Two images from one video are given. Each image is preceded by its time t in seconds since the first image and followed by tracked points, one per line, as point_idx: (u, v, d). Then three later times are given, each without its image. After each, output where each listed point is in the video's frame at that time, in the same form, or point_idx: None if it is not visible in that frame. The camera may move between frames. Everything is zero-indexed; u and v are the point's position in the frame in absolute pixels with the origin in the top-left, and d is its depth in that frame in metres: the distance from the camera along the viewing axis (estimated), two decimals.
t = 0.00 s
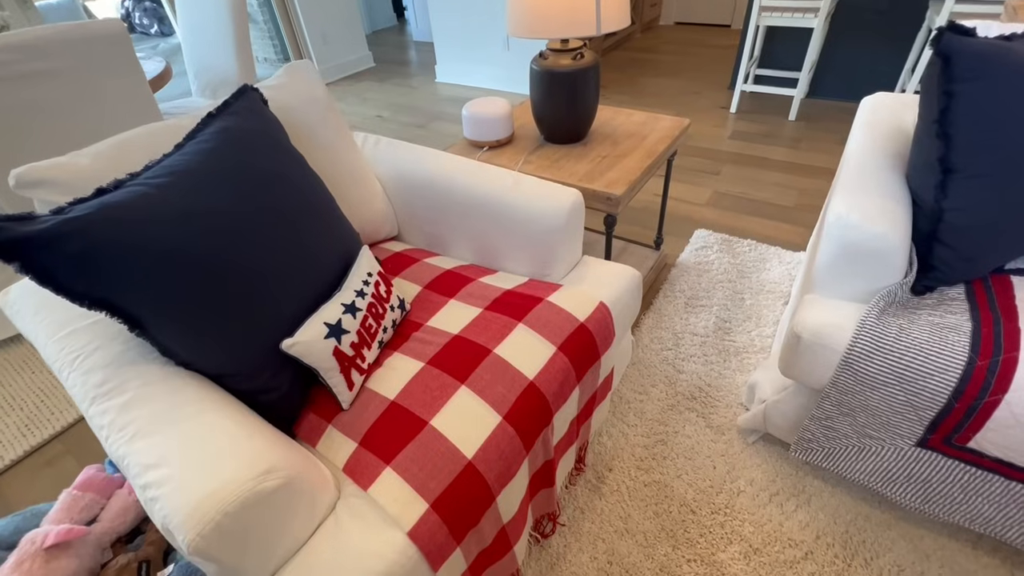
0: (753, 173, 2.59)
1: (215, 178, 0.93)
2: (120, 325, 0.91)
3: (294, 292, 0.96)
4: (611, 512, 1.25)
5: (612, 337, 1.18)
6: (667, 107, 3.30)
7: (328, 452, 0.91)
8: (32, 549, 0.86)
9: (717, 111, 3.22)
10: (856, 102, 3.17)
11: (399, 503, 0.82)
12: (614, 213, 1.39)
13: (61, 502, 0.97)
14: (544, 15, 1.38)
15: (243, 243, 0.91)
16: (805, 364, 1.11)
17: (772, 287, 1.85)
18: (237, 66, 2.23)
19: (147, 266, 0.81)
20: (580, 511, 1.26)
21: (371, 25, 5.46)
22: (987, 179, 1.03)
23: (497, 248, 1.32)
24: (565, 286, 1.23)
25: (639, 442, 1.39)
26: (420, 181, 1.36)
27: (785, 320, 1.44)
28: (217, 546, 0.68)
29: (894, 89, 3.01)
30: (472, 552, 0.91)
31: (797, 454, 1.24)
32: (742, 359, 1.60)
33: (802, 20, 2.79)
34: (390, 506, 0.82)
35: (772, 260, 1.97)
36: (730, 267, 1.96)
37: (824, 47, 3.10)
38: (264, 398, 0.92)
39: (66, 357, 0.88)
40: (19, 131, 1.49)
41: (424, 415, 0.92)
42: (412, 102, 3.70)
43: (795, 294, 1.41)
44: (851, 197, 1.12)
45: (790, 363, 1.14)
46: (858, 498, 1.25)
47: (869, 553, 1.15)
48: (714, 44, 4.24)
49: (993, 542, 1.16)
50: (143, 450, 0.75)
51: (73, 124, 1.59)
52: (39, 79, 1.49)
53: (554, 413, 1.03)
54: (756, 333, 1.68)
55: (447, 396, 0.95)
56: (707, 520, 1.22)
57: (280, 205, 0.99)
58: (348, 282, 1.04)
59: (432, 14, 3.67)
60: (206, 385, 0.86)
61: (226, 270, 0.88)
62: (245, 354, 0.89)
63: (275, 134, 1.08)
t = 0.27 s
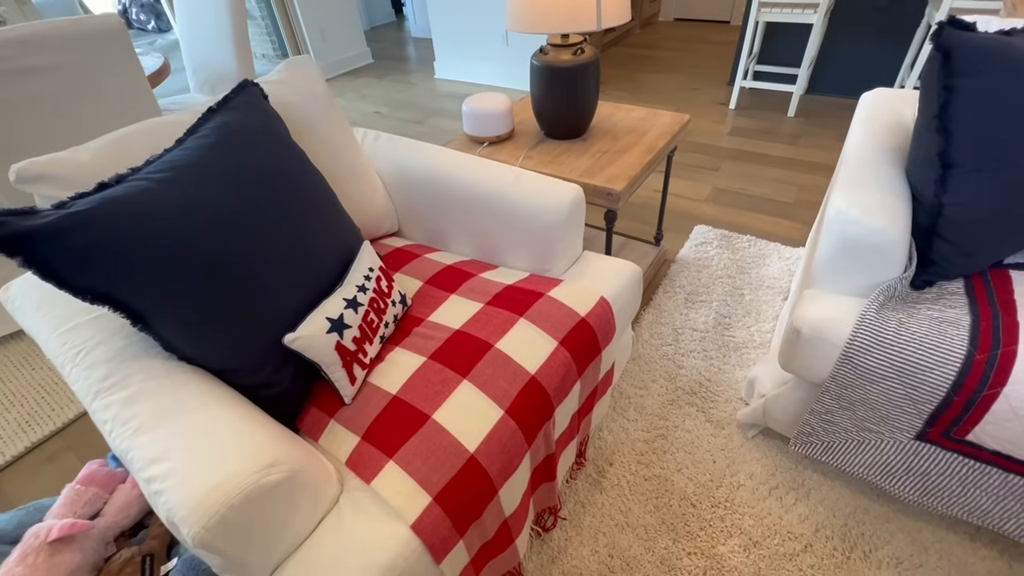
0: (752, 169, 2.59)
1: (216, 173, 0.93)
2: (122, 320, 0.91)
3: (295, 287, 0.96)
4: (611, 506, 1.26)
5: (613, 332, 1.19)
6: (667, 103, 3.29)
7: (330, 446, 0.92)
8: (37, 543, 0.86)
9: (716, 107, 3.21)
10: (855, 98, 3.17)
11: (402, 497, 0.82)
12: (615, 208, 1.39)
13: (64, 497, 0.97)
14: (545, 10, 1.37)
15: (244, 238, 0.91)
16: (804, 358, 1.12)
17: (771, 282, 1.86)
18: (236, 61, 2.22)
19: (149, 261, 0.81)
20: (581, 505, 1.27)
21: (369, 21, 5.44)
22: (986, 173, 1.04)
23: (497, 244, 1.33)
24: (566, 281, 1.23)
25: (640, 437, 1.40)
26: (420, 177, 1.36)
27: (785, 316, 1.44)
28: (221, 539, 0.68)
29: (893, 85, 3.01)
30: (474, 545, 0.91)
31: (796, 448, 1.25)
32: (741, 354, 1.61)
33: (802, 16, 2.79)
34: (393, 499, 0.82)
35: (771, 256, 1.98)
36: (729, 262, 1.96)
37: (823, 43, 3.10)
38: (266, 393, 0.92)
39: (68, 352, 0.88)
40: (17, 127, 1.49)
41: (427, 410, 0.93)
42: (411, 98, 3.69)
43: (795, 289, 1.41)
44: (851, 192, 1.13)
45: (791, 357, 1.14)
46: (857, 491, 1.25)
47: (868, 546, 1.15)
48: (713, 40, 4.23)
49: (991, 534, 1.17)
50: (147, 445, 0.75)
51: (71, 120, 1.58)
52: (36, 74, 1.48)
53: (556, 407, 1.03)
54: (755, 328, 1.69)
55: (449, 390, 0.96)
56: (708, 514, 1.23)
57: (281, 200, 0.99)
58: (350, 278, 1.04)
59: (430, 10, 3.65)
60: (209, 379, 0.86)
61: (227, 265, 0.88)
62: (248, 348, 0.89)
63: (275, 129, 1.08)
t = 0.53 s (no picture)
0: (749, 165, 2.61)
1: (219, 169, 0.94)
2: (127, 314, 0.92)
3: (298, 281, 0.97)
4: (611, 497, 1.27)
5: (612, 326, 1.20)
6: (664, 100, 3.30)
7: (334, 438, 0.93)
8: (45, 534, 0.88)
9: (714, 104, 3.23)
10: (852, 95, 3.19)
11: (406, 486, 0.83)
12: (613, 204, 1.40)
13: (70, 489, 0.98)
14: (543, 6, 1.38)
15: (247, 233, 0.92)
16: (801, 350, 1.14)
17: (768, 277, 1.87)
18: (234, 58, 2.22)
19: (154, 254, 0.82)
20: (580, 496, 1.28)
21: (366, 18, 5.43)
22: (979, 168, 1.05)
23: (497, 239, 1.34)
24: (565, 276, 1.25)
25: (638, 430, 1.41)
26: (420, 173, 1.37)
27: (781, 309, 1.46)
28: (229, 526, 0.70)
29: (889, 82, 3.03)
30: (476, 534, 0.93)
31: (793, 439, 1.27)
32: (738, 348, 1.62)
33: (799, 13, 2.80)
34: (396, 488, 0.83)
35: (768, 251, 2.00)
36: (726, 258, 1.98)
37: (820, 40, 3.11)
38: (270, 385, 0.94)
39: (73, 346, 0.89)
40: (17, 124, 1.49)
41: (429, 401, 0.94)
42: (409, 95, 3.69)
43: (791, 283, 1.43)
44: (846, 187, 1.14)
45: (787, 350, 1.16)
46: (852, 481, 1.27)
47: (862, 535, 1.18)
48: (711, 37, 4.24)
49: (983, 522, 1.19)
50: (153, 436, 0.77)
51: (71, 117, 1.59)
52: (35, 71, 1.48)
53: (556, 399, 1.05)
54: (753, 322, 1.70)
55: (451, 382, 0.97)
56: (705, 505, 1.25)
57: (283, 195, 1.00)
58: (352, 272, 1.05)
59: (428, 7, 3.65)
60: (213, 372, 0.87)
61: (231, 259, 0.89)
62: (251, 341, 0.90)
63: (277, 125, 1.08)
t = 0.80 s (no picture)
0: (743, 161, 2.62)
1: (215, 160, 0.93)
2: (121, 307, 0.92)
3: (295, 273, 0.97)
4: (606, 488, 1.28)
5: (607, 318, 1.21)
6: (658, 97, 3.32)
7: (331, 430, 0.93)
8: (40, 527, 0.88)
9: (707, 100, 3.24)
10: (844, 92, 3.21)
11: (403, 476, 0.84)
12: (608, 197, 1.41)
13: (65, 483, 0.98)
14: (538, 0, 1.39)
15: (244, 224, 0.92)
16: (794, 341, 1.15)
17: (761, 271, 1.89)
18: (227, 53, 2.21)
19: (150, 245, 0.82)
20: (577, 487, 1.29)
21: (359, 15, 5.40)
22: (968, 160, 1.07)
23: (493, 233, 1.34)
24: (561, 269, 1.25)
25: (633, 422, 1.42)
26: (415, 167, 1.37)
27: (775, 302, 1.47)
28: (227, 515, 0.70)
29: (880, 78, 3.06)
30: (473, 524, 0.93)
31: (787, 430, 1.28)
32: (732, 341, 1.64)
33: (791, 9, 2.82)
34: (394, 478, 0.84)
35: (761, 246, 2.01)
36: (720, 252, 1.99)
37: (812, 36, 3.14)
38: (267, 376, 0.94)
39: (67, 338, 0.89)
40: (8, 119, 1.48)
41: (426, 392, 0.95)
42: (403, 92, 3.68)
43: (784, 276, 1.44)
44: (838, 179, 1.16)
45: (780, 340, 1.18)
46: (843, 471, 1.29)
47: (854, 523, 1.19)
48: (704, 35, 4.26)
49: (972, 509, 1.21)
50: (150, 428, 0.76)
51: (62, 111, 1.57)
52: (25, 64, 1.47)
53: (552, 391, 1.06)
54: (746, 316, 1.72)
55: (447, 373, 0.98)
56: (700, 495, 1.26)
57: (280, 187, 1.00)
58: (348, 264, 1.05)
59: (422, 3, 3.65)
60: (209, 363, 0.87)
61: (228, 250, 0.89)
62: (247, 332, 0.90)
63: (272, 118, 1.08)
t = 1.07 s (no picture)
0: (739, 160, 2.63)
1: (215, 160, 0.94)
2: (122, 307, 0.92)
3: (295, 272, 0.98)
4: (606, 485, 1.29)
5: (606, 315, 1.22)
6: (655, 97, 3.33)
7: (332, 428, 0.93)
8: (41, 527, 0.88)
9: (704, 100, 3.26)
10: (839, 91, 3.23)
11: (405, 474, 0.84)
12: (606, 196, 1.41)
13: (65, 484, 0.98)
14: None
15: (244, 224, 0.92)
16: (792, 338, 1.16)
17: (759, 269, 1.90)
18: (224, 54, 2.21)
19: (151, 245, 0.82)
20: (576, 485, 1.30)
21: (356, 16, 5.40)
22: (963, 157, 1.08)
23: (491, 232, 1.35)
24: (560, 267, 1.26)
25: (632, 419, 1.43)
26: (413, 166, 1.38)
27: (772, 300, 1.48)
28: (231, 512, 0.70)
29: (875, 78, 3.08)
30: (475, 521, 0.94)
31: (785, 426, 1.29)
32: (730, 339, 1.65)
33: (786, 9, 2.83)
34: (395, 476, 0.84)
35: (758, 244, 2.02)
36: (717, 251, 2.00)
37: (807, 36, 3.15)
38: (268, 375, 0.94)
39: (67, 338, 0.89)
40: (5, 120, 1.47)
41: (426, 390, 0.95)
42: (400, 92, 3.68)
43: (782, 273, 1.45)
44: (834, 177, 1.17)
45: (778, 337, 1.18)
46: (841, 466, 1.30)
47: (852, 518, 1.20)
48: (700, 34, 4.28)
49: (968, 503, 1.22)
50: (152, 427, 0.77)
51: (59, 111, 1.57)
52: (22, 65, 1.47)
53: (552, 388, 1.06)
54: (744, 313, 1.73)
55: (448, 371, 0.98)
56: (699, 492, 1.27)
57: (279, 187, 1.00)
58: (347, 263, 1.06)
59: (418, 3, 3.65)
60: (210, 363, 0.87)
61: (228, 250, 0.89)
62: (248, 331, 0.91)
63: (271, 117, 1.08)
